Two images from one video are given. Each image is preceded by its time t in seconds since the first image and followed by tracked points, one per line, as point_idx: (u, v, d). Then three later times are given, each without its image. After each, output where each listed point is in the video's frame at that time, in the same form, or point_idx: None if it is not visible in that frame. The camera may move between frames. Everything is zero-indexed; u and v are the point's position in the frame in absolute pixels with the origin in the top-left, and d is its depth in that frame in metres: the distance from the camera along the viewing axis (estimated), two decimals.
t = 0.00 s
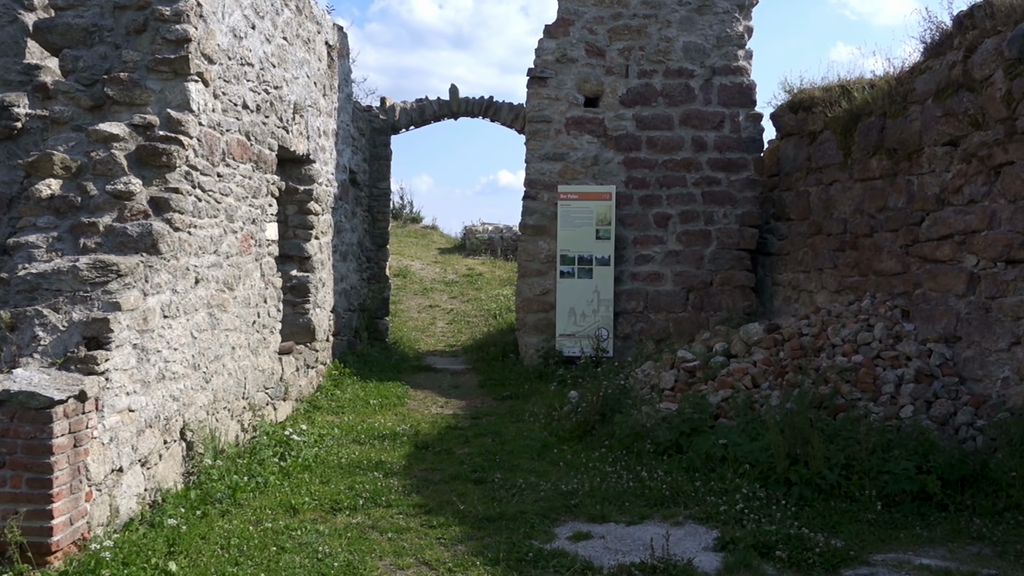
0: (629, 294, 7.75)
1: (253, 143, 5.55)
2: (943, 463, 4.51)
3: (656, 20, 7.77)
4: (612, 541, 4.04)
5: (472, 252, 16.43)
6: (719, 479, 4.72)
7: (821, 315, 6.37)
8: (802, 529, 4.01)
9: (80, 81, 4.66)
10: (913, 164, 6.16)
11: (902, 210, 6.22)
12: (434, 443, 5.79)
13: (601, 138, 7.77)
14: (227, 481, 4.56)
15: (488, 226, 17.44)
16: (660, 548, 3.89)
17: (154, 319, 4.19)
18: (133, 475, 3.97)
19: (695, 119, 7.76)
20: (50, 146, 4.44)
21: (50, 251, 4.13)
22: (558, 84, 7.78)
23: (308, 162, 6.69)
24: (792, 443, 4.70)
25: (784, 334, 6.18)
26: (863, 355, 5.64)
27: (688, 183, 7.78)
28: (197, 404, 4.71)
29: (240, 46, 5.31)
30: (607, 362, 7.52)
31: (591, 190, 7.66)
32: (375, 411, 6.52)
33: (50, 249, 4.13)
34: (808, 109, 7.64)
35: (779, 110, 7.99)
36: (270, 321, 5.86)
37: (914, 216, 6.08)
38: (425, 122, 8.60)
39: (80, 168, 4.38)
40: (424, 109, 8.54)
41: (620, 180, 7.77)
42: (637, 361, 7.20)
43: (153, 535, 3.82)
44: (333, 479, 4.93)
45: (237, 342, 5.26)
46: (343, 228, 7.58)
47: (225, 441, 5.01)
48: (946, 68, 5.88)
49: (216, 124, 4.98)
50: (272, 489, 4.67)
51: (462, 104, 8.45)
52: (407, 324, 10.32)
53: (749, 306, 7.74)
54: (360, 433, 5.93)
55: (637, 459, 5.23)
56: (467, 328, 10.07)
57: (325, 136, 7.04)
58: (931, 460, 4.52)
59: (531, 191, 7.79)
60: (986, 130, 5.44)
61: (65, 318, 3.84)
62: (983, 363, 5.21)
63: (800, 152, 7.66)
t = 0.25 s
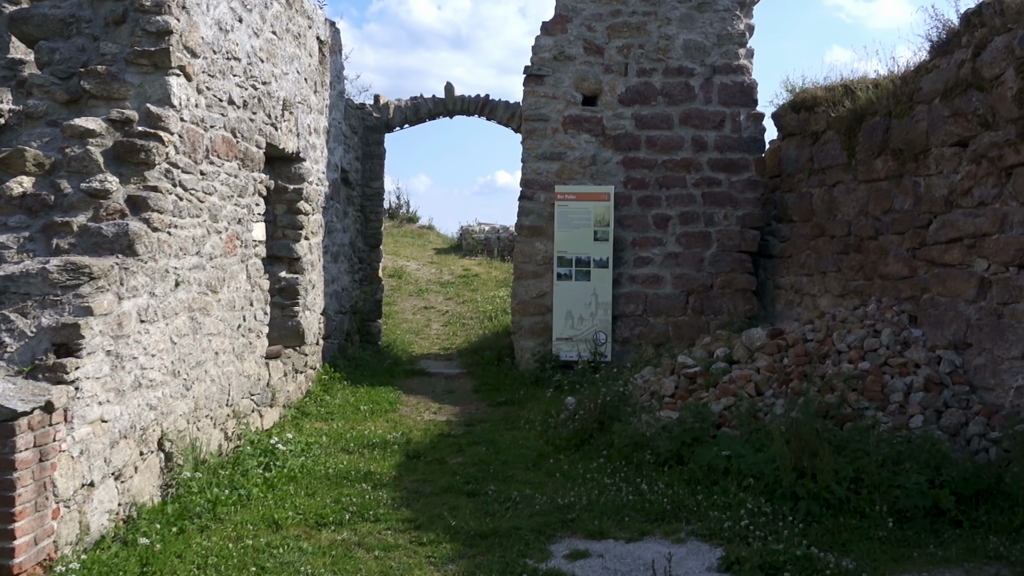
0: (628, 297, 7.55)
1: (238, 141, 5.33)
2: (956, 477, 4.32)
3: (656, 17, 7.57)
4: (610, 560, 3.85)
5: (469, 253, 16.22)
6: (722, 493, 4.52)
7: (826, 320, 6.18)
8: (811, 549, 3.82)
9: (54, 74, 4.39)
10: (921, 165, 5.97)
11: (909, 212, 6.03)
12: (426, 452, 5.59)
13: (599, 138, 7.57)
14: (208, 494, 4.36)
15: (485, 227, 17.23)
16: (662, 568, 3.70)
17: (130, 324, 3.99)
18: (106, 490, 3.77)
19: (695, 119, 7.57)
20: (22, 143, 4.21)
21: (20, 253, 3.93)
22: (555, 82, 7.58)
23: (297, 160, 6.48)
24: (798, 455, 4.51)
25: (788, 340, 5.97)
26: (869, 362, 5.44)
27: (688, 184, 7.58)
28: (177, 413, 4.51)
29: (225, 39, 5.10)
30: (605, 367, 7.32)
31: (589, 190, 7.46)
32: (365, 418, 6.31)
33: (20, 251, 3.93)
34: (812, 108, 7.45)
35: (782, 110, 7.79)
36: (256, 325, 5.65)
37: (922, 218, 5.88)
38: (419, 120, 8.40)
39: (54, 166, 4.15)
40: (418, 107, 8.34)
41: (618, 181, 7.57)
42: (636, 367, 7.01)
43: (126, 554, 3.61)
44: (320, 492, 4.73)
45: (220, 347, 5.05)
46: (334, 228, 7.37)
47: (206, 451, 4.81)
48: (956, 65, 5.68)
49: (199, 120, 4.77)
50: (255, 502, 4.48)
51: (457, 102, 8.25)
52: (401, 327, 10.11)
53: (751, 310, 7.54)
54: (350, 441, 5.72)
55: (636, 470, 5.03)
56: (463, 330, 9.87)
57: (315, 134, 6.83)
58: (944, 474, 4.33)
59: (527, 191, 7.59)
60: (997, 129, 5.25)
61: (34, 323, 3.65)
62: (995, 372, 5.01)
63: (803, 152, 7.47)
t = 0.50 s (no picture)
0: (628, 301, 7.35)
1: (224, 138, 5.12)
2: (972, 491, 4.11)
3: (658, 13, 7.37)
4: None
5: (467, 255, 16.01)
6: (727, 507, 4.31)
7: (834, 325, 5.97)
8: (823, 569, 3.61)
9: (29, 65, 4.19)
10: (932, 165, 5.76)
11: (919, 214, 5.83)
12: (418, 462, 5.38)
13: (599, 137, 7.37)
14: (187, 508, 4.16)
15: (483, 229, 17.02)
16: None
17: (103, 329, 3.79)
18: (75, 505, 3.57)
19: (698, 117, 7.36)
20: None
21: None
22: (555, 80, 7.38)
23: (287, 159, 6.27)
24: (807, 467, 4.30)
25: (795, 346, 5.76)
26: (879, 369, 5.22)
27: (690, 185, 7.38)
28: (154, 422, 4.30)
29: (211, 32, 4.89)
30: (604, 373, 7.12)
31: (588, 190, 7.26)
32: (355, 426, 6.10)
33: None
34: (818, 107, 7.24)
35: (787, 109, 7.59)
36: (243, 329, 5.44)
37: (933, 220, 5.67)
38: (415, 119, 8.19)
39: (26, 161, 3.93)
40: (413, 105, 8.14)
41: (619, 181, 7.37)
42: (637, 372, 6.80)
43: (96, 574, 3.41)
44: (305, 506, 4.52)
45: (203, 352, 4.85)
46: (326, 230, 7.17)
47: (186, 461, 4.61)
48: (969, 61, 5.48)
49: (181, 115, 4.57)
50: (236, 517, 4.27)
51: (453, 101, 8.04)
52: (396, 330, 9.91)
53: (754, 314, 7.34)
54: (338, 451, 5.51)
55: (637, 482, 4.82)
56: (459, 334, 9.66)
57: (307, 132, 6.62)
58: (960, 488, 4.12)
59: (525, 191, 7.38)
60: (1013, 127, 5.04)
61: None
62: (1010, 380, 4.80)
63: (809, 152, 7.27)
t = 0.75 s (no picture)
0: (630, 304, 7.13)
1: (209, 133, 4.92)
2: (994, 504, 3.89)
3: (661, 8, 7.17)
4: None
5: (466, 259, 15.81)
6: (735, 520, 4.10)
7: (843, 328, 5.75)
8: None
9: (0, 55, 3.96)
10: (945, 162, 5.55)
11: (932, 213, 5.61)
12: (410, 472, 5.17)
13: (599, 135, 7.16)
14: (164, 522, 3.95)
15: (483, 232, 16.82)
16: None
17: (73, 332, 3.59)
18: (41, 520, 3.36)
19: (702, 115, 7.16)
20: None
21: None
22: (555, 76, 7.18)
23: (278, 157, 6.07)
24: (819, 479, 4.08)
25: (803, 350, 5.54)
26: (892, 375, 5.00)
27: (694, 184, 7.17)
28: (132, 431, 4.10)
29: (195, 22, 4.69)
30: (606, 378, 6.90)
31: (589, 190, 7.05)
32: (347, 434, 5.89)
33: None
34: (825, 105, 7.04)
35: (793, 106, 7.38)
36: (229, 334, 5.23)
37: (947, 219, 5.46)
38: (411, 118, 7.99)
39: None
40: (410, 103, 7.94)
41: (620, 180, 7.16)
42: (639, 378, 6.58)
43: None
44: (291, 519, 4.31)
45: (185, 358, 4.65)
46: (318, 231, 6.96)
47: (166, 472, 4.40)
48: (984, 54, 5.27)
49: (162, 109, 4.36)
50: (217, 531, 4.07)
51: (450, 99, 7.84)
52: (393, 334, 9.70)
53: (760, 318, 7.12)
54: (328, 460, 5.30)
55: (639, 493, 4.60)
56: (457, 339, 9.45)
57: (298, 129, 6.42)
58: (980, 501, 3.90)
59: (524, 191, 7.16)
60: None
61: None
62: None
63: (816, 151, 7.06)
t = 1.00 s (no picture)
0: (633, 306, 6.94)
1: (197, 128, 4.73)
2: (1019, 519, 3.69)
3: (666, 1, 6.98)
4: None
5: (467, 259, 15.62)
6: (746, 535, 3.90)
7: (855, 332, 5.55)
8: None
9: None
10: (960, 160, 5.36)
11: (948, 212, 5.42)
12: (407, 480, 4.98)
13: (602, 133, 6.97)
14: (146, 535, 3.76)
15: (484, 232, 16.64)
16: None
17: (49, 336, 3.40)
18: (12, 535, 3.17)
19: (708, 112, 6.97)
20: None
21: None
22: (556, 72, 6.98)
23: (270, 154, 5.88)
24: (834, 491, 3.88)
25: (814, 355, 5.34)
26: (908, 380, 4.80)
27: (700, 183, 6.98)
28: (113, 438, 3.90)
29: (181, 12, 4.50)
30: (609, 383, 6.71)
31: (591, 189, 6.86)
32: (342, 440, 5.70)
33: None
34: (835, 101, 6.84)
35: (801, 103, 7.19)
36: (219, 336, 5.03)
37: (963, 219, 5.26)
38: (409, 114, 7.80)
39: None
40: (408, 99, 7.75)
41: (624, 179, 6.97)
42: (643, 383, 6.38)
43: None
44: (280, 530, 4.12)
45: (171, 361, 4.44)
46: (314, 230, 6.77)
47: (151, 481, 4.20)
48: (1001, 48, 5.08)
49: (146, 102, 4.18)
50: (202, 544, 3.87)
51: (449, 95, 7.65)
52: (392, 336, 9.51)
53: (767, 320, 6.93)
54: (322, 467, 5.11)
55: (646, 504, 4.41)
56: (457, 341, 9.26)
57: (292, 125, 6.23)
58: (1004, 515, 3.70)
59: (524, 190, 6.97)
60: None
61: None
62: None
63: (826, 149, 6.87)
